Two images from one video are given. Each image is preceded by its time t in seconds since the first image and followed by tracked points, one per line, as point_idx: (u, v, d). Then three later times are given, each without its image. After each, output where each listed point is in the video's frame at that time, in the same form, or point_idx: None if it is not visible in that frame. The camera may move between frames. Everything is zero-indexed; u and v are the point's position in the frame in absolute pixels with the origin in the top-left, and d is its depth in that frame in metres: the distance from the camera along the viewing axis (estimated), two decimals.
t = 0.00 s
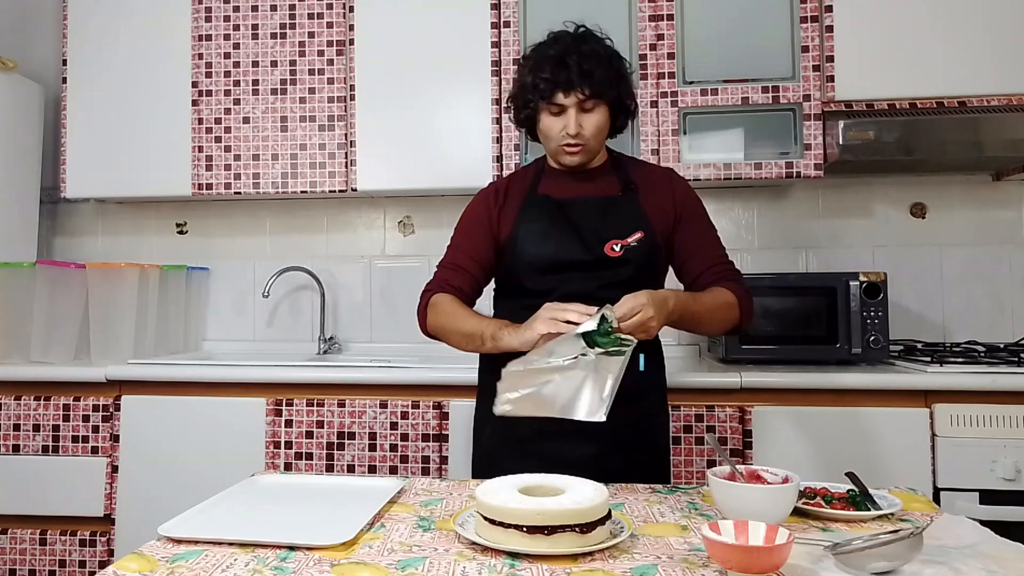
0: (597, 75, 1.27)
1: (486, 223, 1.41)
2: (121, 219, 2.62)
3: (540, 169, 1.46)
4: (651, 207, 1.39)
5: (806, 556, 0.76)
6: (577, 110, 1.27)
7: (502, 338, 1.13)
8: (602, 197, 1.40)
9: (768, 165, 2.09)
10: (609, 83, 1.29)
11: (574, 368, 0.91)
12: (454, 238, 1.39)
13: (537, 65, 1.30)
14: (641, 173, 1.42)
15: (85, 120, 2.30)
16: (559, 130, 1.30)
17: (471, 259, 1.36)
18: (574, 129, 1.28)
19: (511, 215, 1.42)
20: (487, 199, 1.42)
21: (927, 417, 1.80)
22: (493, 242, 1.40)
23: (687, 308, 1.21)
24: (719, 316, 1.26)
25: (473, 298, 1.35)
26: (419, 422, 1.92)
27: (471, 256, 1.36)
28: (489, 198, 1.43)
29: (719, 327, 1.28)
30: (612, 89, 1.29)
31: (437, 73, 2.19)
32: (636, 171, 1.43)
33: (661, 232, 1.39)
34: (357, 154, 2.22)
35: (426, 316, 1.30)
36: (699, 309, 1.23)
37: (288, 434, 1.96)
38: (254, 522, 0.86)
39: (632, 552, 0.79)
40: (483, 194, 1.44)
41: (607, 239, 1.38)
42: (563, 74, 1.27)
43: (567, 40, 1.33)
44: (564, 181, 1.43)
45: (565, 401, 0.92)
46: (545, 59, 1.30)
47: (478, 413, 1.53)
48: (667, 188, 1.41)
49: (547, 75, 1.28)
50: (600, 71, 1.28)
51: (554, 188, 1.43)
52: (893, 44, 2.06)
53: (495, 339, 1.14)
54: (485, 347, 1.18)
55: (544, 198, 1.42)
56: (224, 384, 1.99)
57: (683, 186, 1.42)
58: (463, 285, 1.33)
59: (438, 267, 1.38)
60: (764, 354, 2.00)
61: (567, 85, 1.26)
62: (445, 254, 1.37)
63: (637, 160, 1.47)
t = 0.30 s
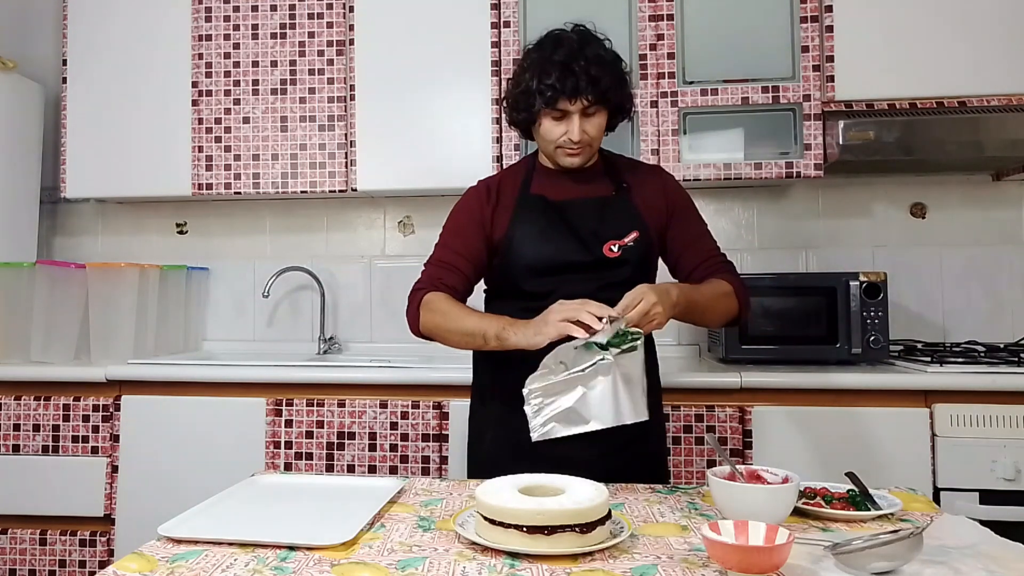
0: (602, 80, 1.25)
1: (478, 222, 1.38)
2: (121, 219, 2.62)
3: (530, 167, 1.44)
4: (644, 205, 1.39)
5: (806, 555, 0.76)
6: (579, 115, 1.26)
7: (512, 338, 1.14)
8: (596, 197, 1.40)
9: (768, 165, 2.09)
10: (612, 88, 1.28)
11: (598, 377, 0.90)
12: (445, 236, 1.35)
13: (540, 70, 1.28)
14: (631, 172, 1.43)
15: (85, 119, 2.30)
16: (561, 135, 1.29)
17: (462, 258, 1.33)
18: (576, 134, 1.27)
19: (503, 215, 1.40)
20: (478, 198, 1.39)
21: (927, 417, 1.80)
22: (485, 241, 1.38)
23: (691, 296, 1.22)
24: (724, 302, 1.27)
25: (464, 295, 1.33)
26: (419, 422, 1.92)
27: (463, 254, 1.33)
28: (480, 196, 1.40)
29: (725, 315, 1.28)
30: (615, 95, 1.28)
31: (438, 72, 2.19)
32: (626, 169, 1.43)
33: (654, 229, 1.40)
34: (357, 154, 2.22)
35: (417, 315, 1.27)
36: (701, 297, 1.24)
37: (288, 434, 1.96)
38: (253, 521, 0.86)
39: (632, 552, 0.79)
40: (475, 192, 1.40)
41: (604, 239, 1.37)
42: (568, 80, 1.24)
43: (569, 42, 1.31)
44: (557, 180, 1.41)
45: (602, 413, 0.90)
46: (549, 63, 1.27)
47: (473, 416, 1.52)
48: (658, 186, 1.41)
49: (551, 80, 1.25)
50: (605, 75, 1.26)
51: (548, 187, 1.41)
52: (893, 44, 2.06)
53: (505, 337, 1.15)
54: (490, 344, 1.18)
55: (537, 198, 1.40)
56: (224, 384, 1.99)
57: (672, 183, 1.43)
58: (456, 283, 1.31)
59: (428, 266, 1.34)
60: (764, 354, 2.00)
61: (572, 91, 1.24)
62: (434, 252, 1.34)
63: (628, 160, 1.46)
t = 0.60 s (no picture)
0: (602, 91, 1.22)
1: (476, 220, 1.36)
2: (121, 219, 2.62)
3: (528, 165, 1.43)
4: (643, 204, 1.39)
5: (806, 555, 0.76)
6: (578, 123, 1.24)
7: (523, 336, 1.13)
8: (595, 197, 1.39)
9: (768, 165, 2.09)
10: (612, 97, 1.24)
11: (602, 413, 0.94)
12: (444, 230, 1.33)
13: (538, 80, 1.24)
14: (629, 170, 1.42)
15: (85, 119, 2.30)
16: (560, 142, 1.26)
17: (461, 255, 1.32)
18: (575, 142, 1.25)
19: (501, 212, 1.39)
20: (477, 193, 1.38)
21: (927, 417, 1.80)
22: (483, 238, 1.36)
23: (692, 302, 1.21)
24: (725, 299, 1.27)
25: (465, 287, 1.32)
26: (419, 422, 1.92)
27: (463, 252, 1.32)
28: (478, 193, 1.38)
29: (729, 314, 1.27)
30: (614, 104, 1.25)
31: (438, 72, 2.19)
32: (624, 168, 1.43)
33: (652, 228, 1.40)
34: (357, 154, 2.22)
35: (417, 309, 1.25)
36: (701, 301, 1.23)
37: (288, 434, 1.96)
38: (254, 522, 0.86)
39: (632, 552, 0.79)
40: (473, 188, 1.39)
41: (602, 239, 1.37)
42: (567, 91, 1.20)
43: (567, 49, 1.27)
44: (555, 177, 1.40)
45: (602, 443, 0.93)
46: (547, 73, 1.23)
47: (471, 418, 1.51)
48: (656, 185, 1.41)
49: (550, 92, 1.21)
50: (605, 86, 1.23)
51: (547, 185, 1.40)
52: (893, 44, 2.06)
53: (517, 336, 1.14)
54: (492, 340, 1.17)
55: (535, 195, 1.39)
56: (224, 384, 1.99)
57: (670, 182, 1.43)
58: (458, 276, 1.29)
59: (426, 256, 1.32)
60: (764, 354, 2.00)
61: (571, 103, 1.21)
62: (433, 246, 1.32)
63: (625, 159, 1.46)
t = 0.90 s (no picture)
0: (610, 102, 1.19)
1: (484, 223, 1.34)
2: (121, 219, 2.62)
3: (536, 168, 1.41)
4: (649, 213, 1.39)
5: (806, 555, 0.76)
6: (586, 132, 1.21)
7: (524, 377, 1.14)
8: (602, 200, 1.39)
9: (768, 165, 2.09)
10: (620, 107, 1.21)
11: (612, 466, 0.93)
12: (452, 236, 1.32)
13: (546, 88, 1.21)
14: (637, 178, 1.41)
15: (85, 119, 2.30)
16: (567, 150, 1.24)
17: (467, 259, 1.31)
18: (581, 150, 1.23)
19: (509, 214, 1.37)
20: (485, 196, 1.36)
21: (927, 417, 1.80)
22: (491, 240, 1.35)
23: (679, 366, 1.18)
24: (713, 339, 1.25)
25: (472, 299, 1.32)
26: (419, 422, 1.92)
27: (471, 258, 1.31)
28: (486, 196, 1.36)
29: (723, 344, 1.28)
30: (622, 114, 1.22)
31: (438, 72, 2.19)
32: (632, 175, 1.42)
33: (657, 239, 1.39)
34: (357, 154, 2.22)
35: (425, 327, 1.26)
36: (687, 364, 1.20)
37: (288, 435, 1.96)
38: (253, 522, 0.86)
39: (632, 552, 0.79)
40: (481, 191, 1.37)
41: (608, 246, 1.36)
42: (574, 101, 1.18)
43: (577, 57, 1.23)
44: (562, 180, 1.39)
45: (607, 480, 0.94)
46: (555, 82, 1.20)
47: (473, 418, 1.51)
48: (663, 194, 1.40)
49: (558, 102, 1.19)
50: (613, 97, 1.20)
51: (554, 190, 1.39)
52: (893, 44, 2.06)
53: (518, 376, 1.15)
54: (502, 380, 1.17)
55: (542, 197, 1.38)
56: (224, 384, 1.99)
57: (677, 192, 1.42)
58: (464, 291, 1.29)
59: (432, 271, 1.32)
60: (764, 354, 2.00)
61: (577, 113, 1.18)
62: (441, 254, 1.31)
63: (632, 160, 1.46)
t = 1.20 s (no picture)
0: (621, 122, 1.14)
1: (493, 229, 1.33)
2: (121, 218, 2.62)
3: (543, 172, 1.40)
4: (652, 223, 1.38)
5: (806, 555, 0.76)
6: (595, 146, 1.17)
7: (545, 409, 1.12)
8: (607, 206, 1.38)
9: (768, 165, 2.09)
10: (631, 125, 1.17)
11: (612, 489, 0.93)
12: (462, 245, 1.32)
13: (557, 103, 1.15)
14: (642, 185, 1.41)
15: (86, 119, 2.30)
16: (576, 161, 1.20)
17: (486, 266, 1.30)
18: (590, 163, 1.20)
19: (516, 217, 1.37)
20: (493, 202, 1.35)
21: (927, 417, 1.80)
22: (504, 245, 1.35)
23: (677, 409, 1.17)
24: (705, 367, 1.26)
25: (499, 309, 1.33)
26: (419, 422, 1.92)
27: (480, 266, 1.30)
28: (494, 201, 1.36)
29: (716, 366, 1.28)
30: (633, 130, 1.17)
31: (438, 72, 2.19)
32: (637, 183, 1.41)
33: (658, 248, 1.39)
34: (357, 154, 2.22)
35: (458, 345, 1.28)
36: (685, 405, 1.19)
37: (288, 434, 1.96)
38: (252, 522, 0.86)
39: (632, 552, 0.79)
40: (488, 195, 1.36)
41: (609, 255, 1.35)
42: (585, 119, 1.13)
43: (590, 69, 1.17)
44: (569, 184, 1.38)
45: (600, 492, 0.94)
46: (566, 97, 1.15)
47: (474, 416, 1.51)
48: (666, 204, 1.40)
49: (568, 119, 1.14)
50: (625, 116, 1.15)
51: (561, 196, 1.38)
52: (893, 44, 2.06)
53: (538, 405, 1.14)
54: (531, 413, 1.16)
55: (548, 201, 1.37)
56: (224, 384, 1.99)
57: (682, 201, 1.42)
58: (491, 302, 1.29)
59: (452, 287, 1.32)
60: (764, 354, 2.00)
61: (588, 132, 1.14)
62: (456, 268, 1.31)
63: (638, 165, 1.45)
